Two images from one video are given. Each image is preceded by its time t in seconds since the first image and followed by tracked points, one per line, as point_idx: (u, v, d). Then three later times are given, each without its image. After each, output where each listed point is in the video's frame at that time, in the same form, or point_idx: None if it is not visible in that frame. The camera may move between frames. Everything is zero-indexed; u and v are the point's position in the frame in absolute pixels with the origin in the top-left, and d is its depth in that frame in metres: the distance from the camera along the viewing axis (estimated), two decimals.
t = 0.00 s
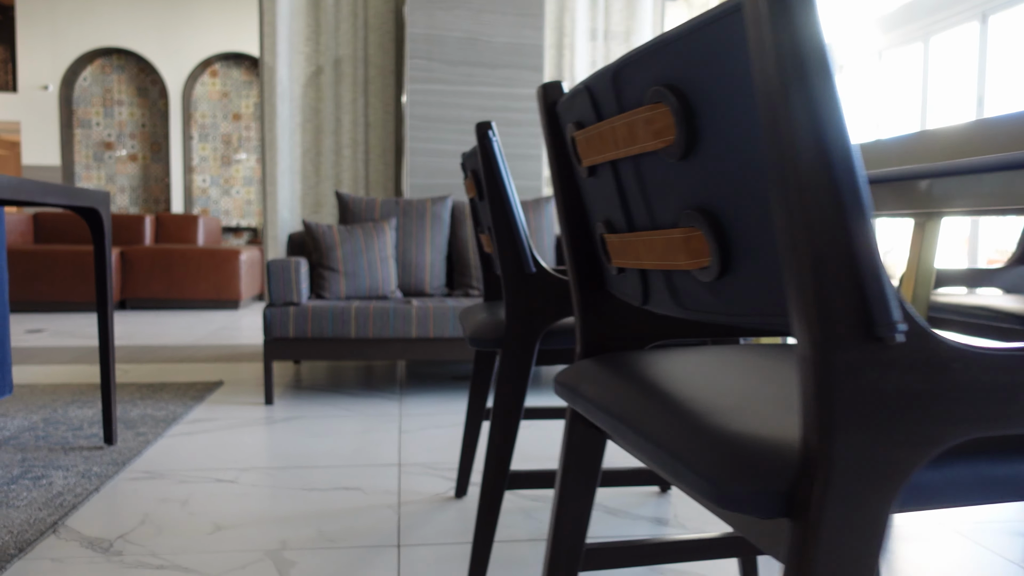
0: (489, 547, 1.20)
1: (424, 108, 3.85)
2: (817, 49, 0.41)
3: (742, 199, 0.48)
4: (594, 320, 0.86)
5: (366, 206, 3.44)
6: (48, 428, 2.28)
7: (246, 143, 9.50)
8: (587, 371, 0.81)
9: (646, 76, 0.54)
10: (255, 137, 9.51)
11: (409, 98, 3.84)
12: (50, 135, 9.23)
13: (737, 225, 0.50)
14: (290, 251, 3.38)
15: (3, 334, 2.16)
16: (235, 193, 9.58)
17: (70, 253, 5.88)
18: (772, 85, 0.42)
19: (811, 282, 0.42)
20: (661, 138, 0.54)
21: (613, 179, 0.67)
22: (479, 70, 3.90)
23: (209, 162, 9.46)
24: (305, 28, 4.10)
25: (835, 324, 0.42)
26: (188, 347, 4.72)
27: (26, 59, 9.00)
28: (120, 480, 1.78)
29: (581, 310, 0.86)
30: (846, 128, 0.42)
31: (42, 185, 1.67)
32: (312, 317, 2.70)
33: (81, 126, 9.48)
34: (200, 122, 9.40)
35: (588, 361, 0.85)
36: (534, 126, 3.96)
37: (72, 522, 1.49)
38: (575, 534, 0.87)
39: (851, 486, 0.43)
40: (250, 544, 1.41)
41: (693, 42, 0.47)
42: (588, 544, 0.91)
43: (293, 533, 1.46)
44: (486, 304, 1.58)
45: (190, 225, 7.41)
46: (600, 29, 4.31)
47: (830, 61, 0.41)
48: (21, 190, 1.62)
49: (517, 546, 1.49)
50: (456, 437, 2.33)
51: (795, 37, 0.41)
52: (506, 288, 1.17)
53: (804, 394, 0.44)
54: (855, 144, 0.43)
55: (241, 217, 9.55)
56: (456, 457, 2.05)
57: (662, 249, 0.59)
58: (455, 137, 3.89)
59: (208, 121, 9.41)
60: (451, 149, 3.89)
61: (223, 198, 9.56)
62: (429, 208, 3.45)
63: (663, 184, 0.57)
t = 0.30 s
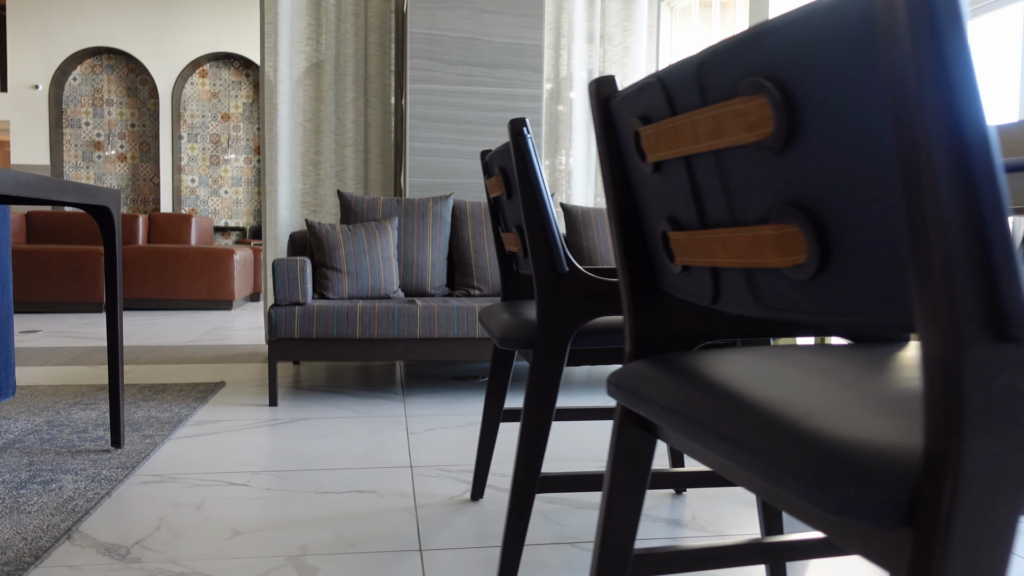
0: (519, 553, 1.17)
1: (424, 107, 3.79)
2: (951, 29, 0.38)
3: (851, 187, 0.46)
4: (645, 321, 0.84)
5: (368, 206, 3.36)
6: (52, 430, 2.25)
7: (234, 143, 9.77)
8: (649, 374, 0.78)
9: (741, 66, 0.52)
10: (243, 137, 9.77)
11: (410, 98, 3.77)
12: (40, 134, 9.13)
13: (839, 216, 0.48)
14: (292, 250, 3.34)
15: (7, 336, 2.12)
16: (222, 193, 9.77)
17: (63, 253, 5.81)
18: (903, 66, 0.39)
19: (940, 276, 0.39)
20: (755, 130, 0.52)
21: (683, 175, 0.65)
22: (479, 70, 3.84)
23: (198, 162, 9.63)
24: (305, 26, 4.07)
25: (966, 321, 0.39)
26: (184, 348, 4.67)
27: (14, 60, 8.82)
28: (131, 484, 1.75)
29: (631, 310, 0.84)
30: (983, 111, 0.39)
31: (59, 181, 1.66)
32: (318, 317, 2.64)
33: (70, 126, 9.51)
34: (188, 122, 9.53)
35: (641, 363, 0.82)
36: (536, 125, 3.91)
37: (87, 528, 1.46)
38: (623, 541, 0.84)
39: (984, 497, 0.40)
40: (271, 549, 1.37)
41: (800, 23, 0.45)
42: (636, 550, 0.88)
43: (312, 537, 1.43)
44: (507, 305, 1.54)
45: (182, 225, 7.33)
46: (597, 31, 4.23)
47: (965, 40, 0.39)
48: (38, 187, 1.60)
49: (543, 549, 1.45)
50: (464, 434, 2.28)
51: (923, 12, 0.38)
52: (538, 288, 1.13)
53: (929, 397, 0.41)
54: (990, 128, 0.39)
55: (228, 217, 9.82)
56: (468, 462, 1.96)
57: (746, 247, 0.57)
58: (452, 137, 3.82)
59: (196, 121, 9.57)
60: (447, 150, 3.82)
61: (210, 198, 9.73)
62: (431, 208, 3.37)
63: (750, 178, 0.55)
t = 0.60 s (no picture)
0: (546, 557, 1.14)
1: (419, 108, 3.77)
2: None
3: (951, 187, 0.48)
4: (691, 321, 0.84)
5: (363, 207, 3.31)
6: (50, 434, 2.22)
7: (213, 143, 9.64)
8: (708, 376, 0.79)
9: (830, 69, 0.54)
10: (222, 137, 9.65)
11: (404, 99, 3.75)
12: (18, 134, 8.98)
13: (933, 215, 0.50)
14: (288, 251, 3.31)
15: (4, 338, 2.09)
16: (201, 194, 9.64)
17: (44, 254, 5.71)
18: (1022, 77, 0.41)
19: None
20: (844, 131, 0.54)
21: (749, 176, 0.66)
22: (474, 71, 3.83)
23: (175, 162, 9.54)
24: (299, 26, 4.04)
25: None
26: (171, 350, 4.60)
27: None
28: (137, 488, 1.73)
29: (676, 310, 0.84)
30: None
31: (73, 181, 1.66)
32: (317, 317, 2.62)
33: (46, 125, 9.37)
34: (166, 122, 9.44)
35: (690, 364, 0.83)
36: (530, 127, 3.91)
37: (98, 532, 1.44)
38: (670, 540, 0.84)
39: None
40: (288, 551, 1.36)
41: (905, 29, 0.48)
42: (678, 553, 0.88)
43: (329, 539, 1.41)
44: (522, 305, 1.53)
45: (165, 225, 7.23)
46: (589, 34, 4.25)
47: None
48: (51, 187, 1.59)
49: (561, 550, 1.43)
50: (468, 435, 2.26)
51: None
52: (565, 288, 1.12)
53: None
54: None
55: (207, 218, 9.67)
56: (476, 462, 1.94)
57: (825, 245, 0.59)
58: (446, 139, 3.80)
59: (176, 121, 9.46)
60: (441, 151, 3.80)
61: (188, 199, 9.61)
62: (427, 209, 3.33)
63: (832, 178, 0.57)
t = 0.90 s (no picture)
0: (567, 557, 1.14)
1: (408, 108, 3.76)
2: None
3: (1015, 195, 0.50)
4: (727, 323, 0.85)
5: (355, 207, 3.32)
6: (39, 440, 2.18)
7: (183, 141, 9.53)
8: (750, 377, 0.81)
9: (893, 77, 0.56)
10: (191, 134, 9.55)
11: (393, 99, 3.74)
12: None
13: (991, 221, 0.52)
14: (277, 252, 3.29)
15: None
16: (170, 192, 9.55)
17: (15, 256, 5.59)
18: None
19: None
20: (904, 138, 0.55)
21: (799, 181, 0.67)
22: (463, 71, 3.84)
23: (144, 160, 9.39)
24: (286, 23, 4.01)
25: None
26: (151, 352, 4.53)
27: None
28: (138, 495, 1.71)
29: (712, 312, 0.85)
30: None
31: (74, 180, 1.65)
32: (312, 319, 2.61)
33: (8, 121, 9.16)
34: (135, 118, 9.27)
35: (727, 365, 0.84)
36: (518, 127, 3.92)
37: (104, 541, 1.42)
38: (703, 539, 0.84)
39: None
40: (303, 557, 1.35)
41: (971, 42, 0.50)
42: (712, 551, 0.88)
43: (343, 544, 1.40)
44: (532, 308, 1.54)
45: (140, 226, 7.11)
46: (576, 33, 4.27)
47: None
48: (51, 184, 1.57)
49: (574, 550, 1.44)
50: (467, 437, 2.25)
51: None
52: (588, 291, 1.13)
53: None
54: None
55: (176, 218, 9.61)
56: (479, 465, 1.94)
57: (879, 249, 0.60)
58: (435, 139, 3.80)
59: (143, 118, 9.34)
60: (430, 150, 3.81)
61: (156, 197, 9.50)
62: (418, 209, 3.34)
63: (890, 183, 0.59)
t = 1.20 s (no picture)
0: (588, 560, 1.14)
1: (392, 107, 3.75)
2: None
3: None
4: (763, 326, 0.86)
5: (341, 207, 3.29)
6: (24, 447, 2.12)
7: (147, 138, 9.32)
8: (790, 378, 0.81)
9: (958, 85, 0.57)
10: (156, 133, 9.33)
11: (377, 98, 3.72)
12: None
13: None
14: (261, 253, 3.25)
15: None
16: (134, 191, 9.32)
17: None
18: None
19: None
20: (970, 145, 0.56)
21: (850, 186, 0.69)
22: (449, 70, 3.84)
23: (107, 159, 9.14)
24: (267, 19, 3.94)
25: None
26: (125, 355, 4.44)
27: None
28: (135, 503, 1.67)
29: (747, 314, 0.86)
30: None
31: (69, 181, 1.63)
32: (303, 322, 2.58)
33: None
34: (97, 115, 9.07)
35: (766, 367, 0.84)
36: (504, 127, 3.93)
37: (106, 550, 1.39)
38: (739, 539, 0.84)
39: None
40: (313, 564, 1.33)
41: None
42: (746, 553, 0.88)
43: (353, 551, 1.39)
44: (539, 309, 1.54)
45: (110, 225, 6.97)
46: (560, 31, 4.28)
47: None
48: (51, 186, 1.56)
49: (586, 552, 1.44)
50: (464, 441, 2.25)
51: None
52: (608, 292, 1.13)
53: None
54: None
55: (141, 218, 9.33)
56: (481, 467, 1.96)
57: (939, 254, 0.60)
58: (420, 138, 3.80)
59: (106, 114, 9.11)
60: (416, 150, 3.80)
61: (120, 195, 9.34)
62: (405, 209, 3.33)
63: (951, 190, 0.59)
